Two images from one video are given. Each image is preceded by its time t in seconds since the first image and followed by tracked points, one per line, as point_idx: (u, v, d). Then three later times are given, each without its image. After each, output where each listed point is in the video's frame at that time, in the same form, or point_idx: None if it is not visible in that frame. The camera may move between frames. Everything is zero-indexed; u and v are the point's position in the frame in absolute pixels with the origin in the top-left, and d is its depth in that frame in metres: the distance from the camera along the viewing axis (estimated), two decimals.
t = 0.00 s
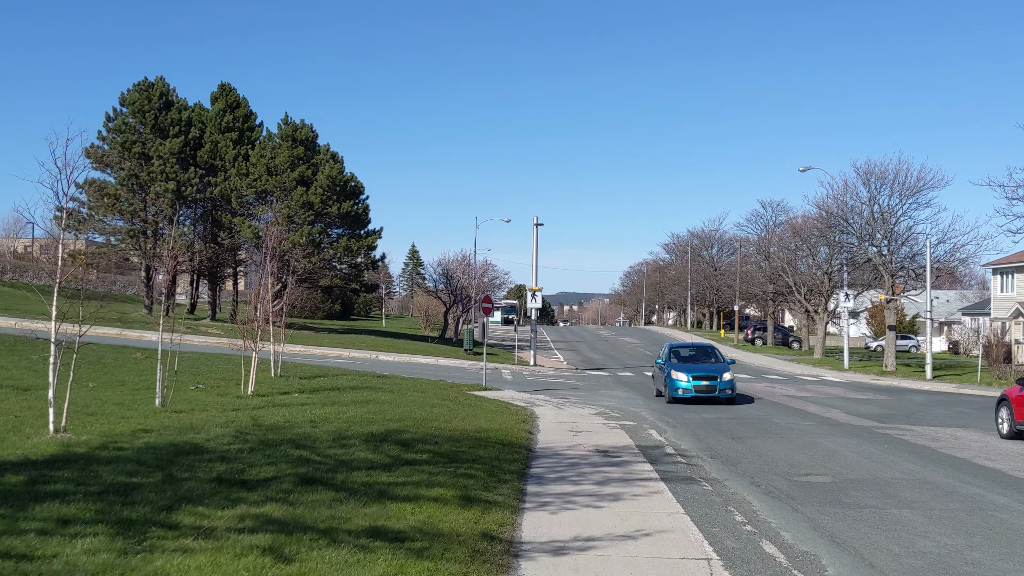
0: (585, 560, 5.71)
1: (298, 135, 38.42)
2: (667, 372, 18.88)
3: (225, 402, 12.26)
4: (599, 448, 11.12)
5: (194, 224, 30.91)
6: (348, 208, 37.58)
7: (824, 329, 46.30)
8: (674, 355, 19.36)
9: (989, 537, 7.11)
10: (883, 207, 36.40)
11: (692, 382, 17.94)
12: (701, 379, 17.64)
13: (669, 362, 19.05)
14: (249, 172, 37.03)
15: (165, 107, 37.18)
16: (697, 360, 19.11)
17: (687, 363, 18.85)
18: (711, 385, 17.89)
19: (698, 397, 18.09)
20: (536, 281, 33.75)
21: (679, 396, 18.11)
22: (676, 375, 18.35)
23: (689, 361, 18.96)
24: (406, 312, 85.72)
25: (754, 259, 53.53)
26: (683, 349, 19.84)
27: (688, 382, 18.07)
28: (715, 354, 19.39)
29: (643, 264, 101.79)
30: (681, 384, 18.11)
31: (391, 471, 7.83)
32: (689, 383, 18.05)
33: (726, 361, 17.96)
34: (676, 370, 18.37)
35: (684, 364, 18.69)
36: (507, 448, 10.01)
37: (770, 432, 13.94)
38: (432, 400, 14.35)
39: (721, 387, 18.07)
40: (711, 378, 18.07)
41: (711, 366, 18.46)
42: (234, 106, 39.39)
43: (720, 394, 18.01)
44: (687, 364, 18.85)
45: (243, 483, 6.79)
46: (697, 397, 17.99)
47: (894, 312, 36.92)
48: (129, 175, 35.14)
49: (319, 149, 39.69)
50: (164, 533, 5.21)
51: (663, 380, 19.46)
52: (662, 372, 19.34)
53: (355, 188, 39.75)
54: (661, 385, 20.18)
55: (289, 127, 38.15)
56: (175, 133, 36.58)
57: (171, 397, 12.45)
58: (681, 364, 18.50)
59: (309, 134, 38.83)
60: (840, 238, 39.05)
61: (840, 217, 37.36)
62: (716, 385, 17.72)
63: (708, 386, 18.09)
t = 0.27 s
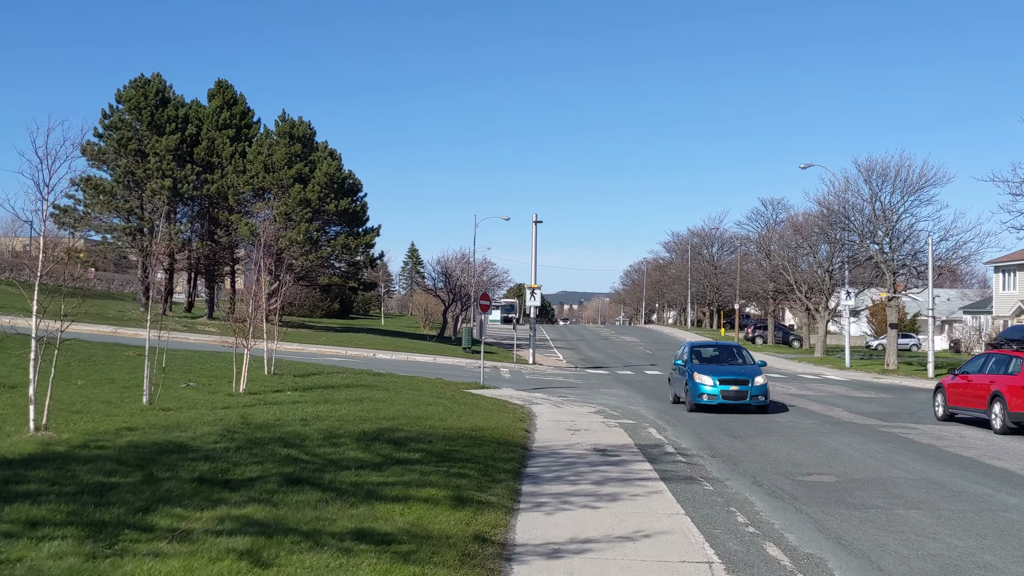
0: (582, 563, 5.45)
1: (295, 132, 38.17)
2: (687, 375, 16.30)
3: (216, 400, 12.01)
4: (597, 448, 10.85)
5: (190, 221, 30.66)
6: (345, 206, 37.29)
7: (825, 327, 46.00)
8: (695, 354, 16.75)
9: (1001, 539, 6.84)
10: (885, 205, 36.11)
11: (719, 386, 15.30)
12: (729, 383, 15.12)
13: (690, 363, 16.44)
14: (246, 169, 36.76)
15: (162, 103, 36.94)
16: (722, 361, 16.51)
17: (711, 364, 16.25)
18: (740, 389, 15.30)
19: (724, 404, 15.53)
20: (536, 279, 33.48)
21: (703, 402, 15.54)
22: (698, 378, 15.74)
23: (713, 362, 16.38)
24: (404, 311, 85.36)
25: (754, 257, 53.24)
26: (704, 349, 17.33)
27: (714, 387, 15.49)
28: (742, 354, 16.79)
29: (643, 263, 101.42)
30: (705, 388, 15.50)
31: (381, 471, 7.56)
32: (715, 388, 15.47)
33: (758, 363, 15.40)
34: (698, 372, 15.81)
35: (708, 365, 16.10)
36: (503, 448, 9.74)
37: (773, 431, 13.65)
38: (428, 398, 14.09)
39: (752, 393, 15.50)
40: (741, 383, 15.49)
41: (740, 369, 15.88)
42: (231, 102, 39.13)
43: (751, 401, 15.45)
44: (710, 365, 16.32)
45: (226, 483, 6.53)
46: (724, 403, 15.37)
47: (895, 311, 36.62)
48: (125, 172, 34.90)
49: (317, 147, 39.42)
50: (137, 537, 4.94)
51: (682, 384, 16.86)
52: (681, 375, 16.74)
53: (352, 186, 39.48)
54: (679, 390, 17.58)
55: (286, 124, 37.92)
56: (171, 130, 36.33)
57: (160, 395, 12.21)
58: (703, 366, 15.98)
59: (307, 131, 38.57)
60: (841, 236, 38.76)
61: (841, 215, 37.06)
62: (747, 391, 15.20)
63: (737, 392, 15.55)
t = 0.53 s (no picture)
0: None
1: (294, 133, 37.94)
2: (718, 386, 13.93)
3: (209, 406, 11.78)
4: (598, 455, 10.59)
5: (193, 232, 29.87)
6: (343, 207, 37.05)
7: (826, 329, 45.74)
8: (727, 362, 14.27)
9: (1017, 554, 6.61)
10: (887, 206, 35.87)
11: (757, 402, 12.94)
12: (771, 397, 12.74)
13: (722, 372, 13.95)
14: (243, 171, 36.51)
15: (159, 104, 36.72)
16: (759, 371, 14.03)
17: (748, 374, 13.76)
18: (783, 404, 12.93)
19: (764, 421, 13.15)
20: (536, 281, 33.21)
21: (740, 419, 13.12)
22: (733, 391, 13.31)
23: (748, 372, 13.90)
24: (404, 312, 85.06)
25: (755, 259, 52.97)
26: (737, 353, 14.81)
27: (753, 401, 13.00)
28: (781, 362, 14.32)
29: (643, 264, 101.19)
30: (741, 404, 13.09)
31: (374, 482, 7.32)
32: (755, 403, 12.99)
33: (805, 374, 12.95)
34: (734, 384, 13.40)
35: (744, 375, 13.62)
36: (501, 455, 9.49)
37: (776, 437, 13.43)
38: (425, 403, 13.85)
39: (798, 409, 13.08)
40: (785, 398, 13.01)
41: (783, 381, 13.38)
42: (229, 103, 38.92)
43: (796, 419, 13.00)
44: (745, 374, 13.91)
45: (212, 497, 6.28)
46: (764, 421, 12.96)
47: (898, 312, 36.35)
48: (122, 173, 34.66)
49: (315, 147, 39.18)
50: (114, 557, 4.71)
51: (711, 396, 14.41)
52: (711, 385, 14.28)
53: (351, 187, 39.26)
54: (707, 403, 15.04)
55: (285, 125, 37.72)
56: (168, 131, 36.11)
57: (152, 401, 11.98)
58: (739, 376, 13.55)
59: (305, 131, 38.34)
60: (843, 237, 38.51)
61: (843, 216, 36.81)
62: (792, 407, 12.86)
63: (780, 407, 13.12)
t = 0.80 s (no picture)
0: None
1: (292, 130, 37.70)
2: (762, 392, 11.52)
3: (202, 403, 11.50)
4: (600, 453, 10.34)
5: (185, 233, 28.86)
6: (343, 204, 36.80)
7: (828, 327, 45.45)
8: (774, 364, 11.82)
9: None
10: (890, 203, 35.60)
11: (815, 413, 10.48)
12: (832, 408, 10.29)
13: (768, 377, 11.52)
14: (242, 167, 36.22)
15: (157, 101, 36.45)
16: (812, 376, 11.60)
17: (800, 380, 11.30)
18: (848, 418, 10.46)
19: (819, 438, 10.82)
20: (536, 279, 32.93)
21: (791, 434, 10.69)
22: (784, 400, 10.86)
23: (800, 377, 11.48)
24: (404, 311, 84.72)
25: (756, 257, 52.68)
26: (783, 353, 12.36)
27: (810, 414, 10.55)
28: (837, 364, 11.89)
29: (644, 262, 100.88)
30: (795, 416, 10.63)
31: (370, 479, 7.06)
32: (812, 416, 10.53)
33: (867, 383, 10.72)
34: (784, 391, 10.97)
35: (796, 382, 11.16)
36: (502, 453, 9.23)
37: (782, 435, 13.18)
38: (424, 400, 13.59)
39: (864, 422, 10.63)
40: (850, 410, 10.53)
41: (845, 388, 10.90)
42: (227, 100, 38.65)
43: (863, 435, 10.54)
44: (796, 379, 11.49)
45: (200, 495, 6.04)
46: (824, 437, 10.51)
47: (901, 310, 36.05)
48: (119, 169, 34.41)
49: (314, 144, 38.94)
50: (93, 558, 4.45)
51: (754, 404, 11.98)
52: (754, 392, 11.84)
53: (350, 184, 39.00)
54: (747, 413, 12.59)
55: (283, 121, 37.48)
56: (166, 127, 35.82)
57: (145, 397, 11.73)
58: (790, 382, 11.12)
59: (304, 128, 38.08)
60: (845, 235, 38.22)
61: (845, 213, 36.54)
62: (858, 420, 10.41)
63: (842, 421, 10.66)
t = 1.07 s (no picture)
0: None
1: (291, 130, 37.46)
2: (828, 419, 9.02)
3: (194, 408, 11.21)
4: (601, 460, 10.06)
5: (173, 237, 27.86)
6: (342, 204, 36.55)
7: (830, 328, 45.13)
8: (840, 381, 9.35)
9: None
10: (893, 203, 35.31)
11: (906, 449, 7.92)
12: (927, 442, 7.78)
13: (834, 399, 9.02)
14: (240, 168, 35.95)
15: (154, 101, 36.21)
16: (890, 397, 9.05)
17: (877, 403, 8.78)
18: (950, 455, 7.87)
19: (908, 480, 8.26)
20: (536, 280, 32.67)
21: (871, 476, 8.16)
22: (862, 430, 8.30)
23: (876, 398, 8.94)
24: (404, 312, 84.43)
25: (758, 258, 52.39)
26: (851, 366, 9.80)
27: (896, 449, 8.01)
28: (921, 379, 9.34)
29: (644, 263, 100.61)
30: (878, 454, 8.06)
31: (363, 491, 6.79)
32: (900, 452, 7.97)
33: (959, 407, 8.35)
34: (860, 419, 8.43)
35: (873, 404, 8.66)
36: (501, 461, 8.94)
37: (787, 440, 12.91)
38: (422, 404, 13.33)
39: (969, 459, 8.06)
40: (950, 443, 7.94)
41: (940, 414, 8.33)
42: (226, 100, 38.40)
43: (969, 477, 7.91)
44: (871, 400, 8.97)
45: (184, 510, 5.78)
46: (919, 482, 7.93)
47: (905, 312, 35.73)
48: (117, 170, 34.19)
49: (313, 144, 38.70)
50: None
51: (816, 433, 9.50)
52: (817, 417, 9.33)
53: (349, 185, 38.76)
54: (806, 443, 10.01)
55: (282, 121, 37.25)
56: (163, 127, 35.58)
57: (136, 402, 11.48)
58: (867, 406, 8.58)
59: (303, 128, 37.83)
60: (848, 235, 37.92)
61: (848, 213, 36.25)
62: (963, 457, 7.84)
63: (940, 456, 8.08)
